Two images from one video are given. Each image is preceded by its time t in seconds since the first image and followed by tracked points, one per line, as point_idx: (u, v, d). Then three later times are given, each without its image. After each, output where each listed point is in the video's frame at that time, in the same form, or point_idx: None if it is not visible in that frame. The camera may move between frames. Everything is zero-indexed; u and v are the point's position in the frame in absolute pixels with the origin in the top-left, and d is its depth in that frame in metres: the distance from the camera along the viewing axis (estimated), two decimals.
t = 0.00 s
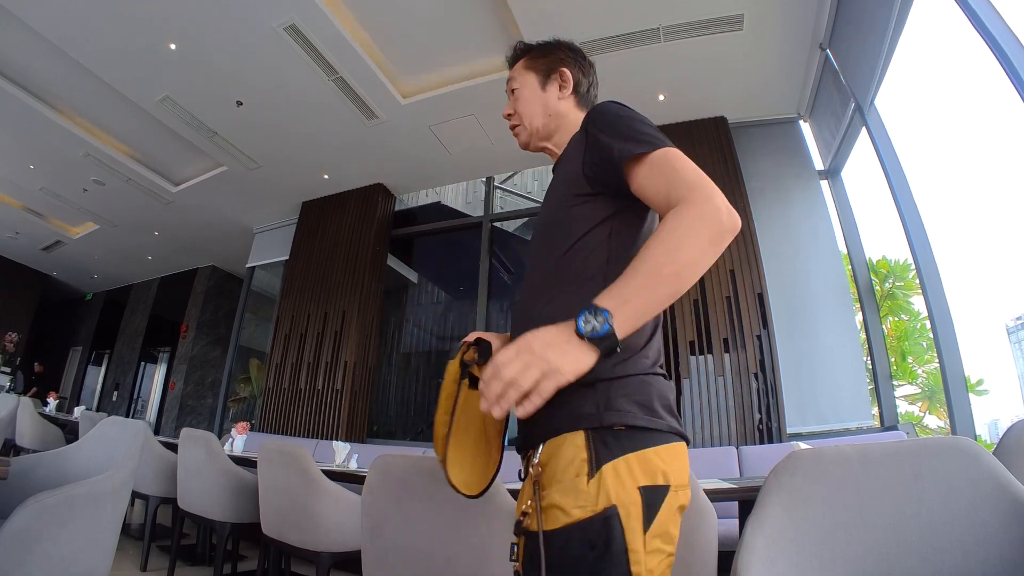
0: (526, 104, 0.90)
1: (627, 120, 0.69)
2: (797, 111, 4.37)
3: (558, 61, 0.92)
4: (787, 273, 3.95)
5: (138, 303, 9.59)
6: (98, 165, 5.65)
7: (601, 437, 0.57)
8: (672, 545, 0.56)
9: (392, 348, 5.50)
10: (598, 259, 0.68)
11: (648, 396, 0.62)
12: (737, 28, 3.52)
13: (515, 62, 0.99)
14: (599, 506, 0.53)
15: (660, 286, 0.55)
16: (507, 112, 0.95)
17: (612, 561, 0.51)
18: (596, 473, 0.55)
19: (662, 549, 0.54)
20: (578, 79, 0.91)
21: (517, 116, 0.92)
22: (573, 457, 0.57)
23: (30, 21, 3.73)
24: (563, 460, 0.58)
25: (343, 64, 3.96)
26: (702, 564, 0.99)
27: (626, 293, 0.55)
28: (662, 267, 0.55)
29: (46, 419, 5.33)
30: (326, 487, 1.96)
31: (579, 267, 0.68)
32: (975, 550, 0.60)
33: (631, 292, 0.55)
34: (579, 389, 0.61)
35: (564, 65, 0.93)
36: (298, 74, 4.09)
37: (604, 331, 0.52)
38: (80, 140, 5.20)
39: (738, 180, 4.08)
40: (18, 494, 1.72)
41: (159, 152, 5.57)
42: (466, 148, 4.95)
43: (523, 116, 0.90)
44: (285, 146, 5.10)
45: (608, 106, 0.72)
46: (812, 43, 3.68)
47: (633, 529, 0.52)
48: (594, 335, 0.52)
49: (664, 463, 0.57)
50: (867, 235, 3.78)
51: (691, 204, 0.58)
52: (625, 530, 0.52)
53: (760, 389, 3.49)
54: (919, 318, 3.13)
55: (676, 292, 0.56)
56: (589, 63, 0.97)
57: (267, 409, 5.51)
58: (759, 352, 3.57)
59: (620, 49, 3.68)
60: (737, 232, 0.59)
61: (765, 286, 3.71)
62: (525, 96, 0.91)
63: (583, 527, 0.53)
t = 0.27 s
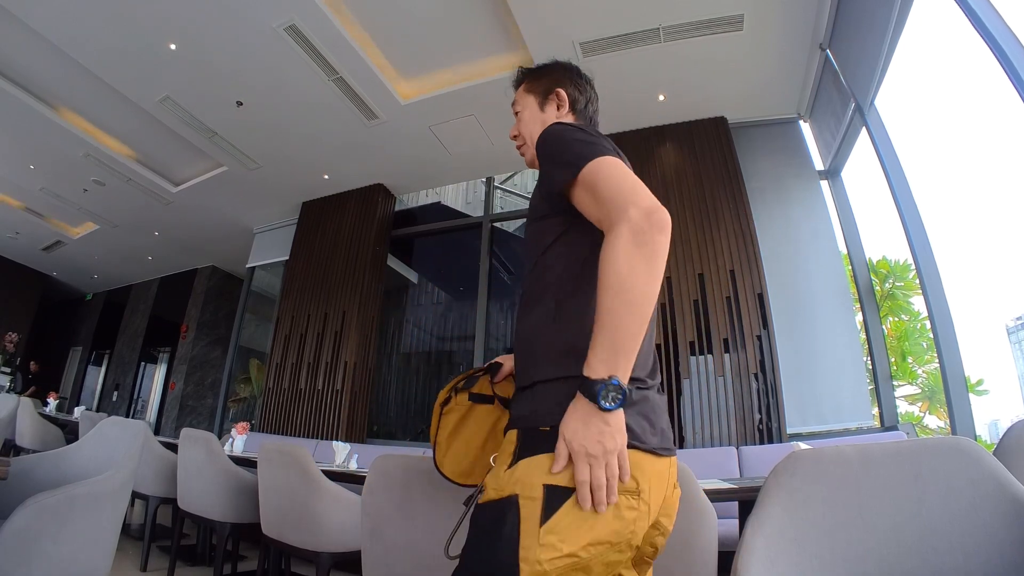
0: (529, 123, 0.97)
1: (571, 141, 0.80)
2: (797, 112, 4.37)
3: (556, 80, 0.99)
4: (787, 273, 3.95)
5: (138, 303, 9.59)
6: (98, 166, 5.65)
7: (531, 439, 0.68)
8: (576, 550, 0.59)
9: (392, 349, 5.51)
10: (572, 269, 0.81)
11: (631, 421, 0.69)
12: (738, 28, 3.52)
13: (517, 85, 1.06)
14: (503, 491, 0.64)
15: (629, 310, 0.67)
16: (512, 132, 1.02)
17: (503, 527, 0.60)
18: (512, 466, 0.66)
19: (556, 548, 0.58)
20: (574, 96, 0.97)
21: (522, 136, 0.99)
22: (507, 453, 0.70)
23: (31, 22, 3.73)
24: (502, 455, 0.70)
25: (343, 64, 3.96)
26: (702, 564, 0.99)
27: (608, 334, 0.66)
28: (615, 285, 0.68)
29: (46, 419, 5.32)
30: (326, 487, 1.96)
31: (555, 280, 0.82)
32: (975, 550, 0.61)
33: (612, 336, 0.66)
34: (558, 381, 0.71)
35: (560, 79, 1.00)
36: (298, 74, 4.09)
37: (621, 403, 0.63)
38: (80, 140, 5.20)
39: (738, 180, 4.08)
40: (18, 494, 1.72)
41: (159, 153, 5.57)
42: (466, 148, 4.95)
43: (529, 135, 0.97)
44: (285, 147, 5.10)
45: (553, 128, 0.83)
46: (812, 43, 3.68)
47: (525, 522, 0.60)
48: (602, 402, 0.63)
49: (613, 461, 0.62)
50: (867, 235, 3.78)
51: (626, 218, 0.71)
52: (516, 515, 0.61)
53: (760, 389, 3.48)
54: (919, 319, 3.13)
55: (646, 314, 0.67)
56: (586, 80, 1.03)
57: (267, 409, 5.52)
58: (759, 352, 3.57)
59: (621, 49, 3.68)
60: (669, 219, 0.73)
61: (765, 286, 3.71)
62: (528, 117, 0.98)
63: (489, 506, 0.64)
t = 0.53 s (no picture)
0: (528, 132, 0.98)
1: (540, 152, 0.86)
2: (797, 111, 4.37)
3: (554, 87, 0.99)
4: (787, 273, 3.95)
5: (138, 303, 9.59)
6: (98, 166, 5.65)
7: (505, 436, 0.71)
8: (540, 543, 0.63)
9: (392, 349, 5.51)
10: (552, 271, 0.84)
11: (608, 423, 0.70)
12: (738, 28, 3.52)
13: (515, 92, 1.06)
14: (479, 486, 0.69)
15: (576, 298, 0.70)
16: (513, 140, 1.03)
17: (475, 517, 0.66)
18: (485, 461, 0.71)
19: (518, 540, 0.62)
20: (572, 102, 0.98)
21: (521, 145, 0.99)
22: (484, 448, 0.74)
23: (31, 22, 3.72)
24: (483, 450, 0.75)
25: (343, 65, 3.96)
26: (702, 563, 0.99)
27: (564, 328, 0.69)
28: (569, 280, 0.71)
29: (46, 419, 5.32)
30: (326, 487, 1.96)
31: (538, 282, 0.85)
32: (975, 551, 0.61)
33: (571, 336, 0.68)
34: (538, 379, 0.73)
35: (556, 85, 1.00)
36: (298, 75, 4.09)
37: (581, 394, 0.65)
38: (80, 140, 5.20)
39: (738, 180, 4.08)
40: (18, 494, 1.71)
41: (159, 153, 5.57)
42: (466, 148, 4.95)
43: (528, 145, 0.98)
44: (285, 147, 5.10)
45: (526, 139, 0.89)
46: (812, 43, 3.69)
47: (493, 513, 0.65)
48: (561, 392, 0.65)
49: (574, 449, 0.64)
50: (867, 235, 3.78)
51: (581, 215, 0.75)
52: (487, 508, 0.65)
53: (760, 389, 3.48)
54: (919, 319, 3.13)
55: (599, 309, 0.69)
56: (584, 85, 1.04)
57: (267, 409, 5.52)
58: (759, 352, 3.57)
59: (621, 49, 3.68)
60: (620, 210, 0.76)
61: (765, 286, 3.71)
62: (526, 125, 0.99)
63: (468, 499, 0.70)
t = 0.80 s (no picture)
0: (528, 131, 0.97)
1: (547, 160, 0.83)
2: (797, 112, 4.37)
3: (552, 86, 1.00)
4: (786, 273, 3.96)
5: (138, 304, 9.59)
6: (98, 166, 5.65)
7: (511, 434, 0.71)
8: (546, 546, 0.61)
9: (392, 349, 5.51)
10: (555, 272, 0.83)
11: (610, 419, 0.70)
12: (738, 28, 3.52)
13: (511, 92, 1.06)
14: (483, 488, 0.68)
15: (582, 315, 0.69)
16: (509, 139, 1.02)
17: (477, 518, 0.66)
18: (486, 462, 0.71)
19: (524, 543, 0.61)
20: (571, 101, 0.98)
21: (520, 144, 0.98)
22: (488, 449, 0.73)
23: (30, 21, 3.72)
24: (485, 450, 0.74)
25: (343, 65, 3.96)
26: (702, 563, 0.99)
27: (568, 338, 0.69)
28: (577, 295, 0.70)
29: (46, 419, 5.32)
30: (326, 487, 1.96)
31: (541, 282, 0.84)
32: (974, 551, 0.61)
33: (573, 346, 0.68)
34: (539, 378, 0.74)
35: (554, 84, 1.00)
36: (298, 75, 4.09)
37: (574, 404, 0.64)
38: (80, 140, 5.20)
39: (738, 180, 4.08)
40: (18, 494, 1.71)
41: (159, 153, 5.57)
42: (466, 149, 4.95)
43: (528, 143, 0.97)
44: (285, 147, 5.10)
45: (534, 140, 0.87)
46: (812, 43, 3.69)
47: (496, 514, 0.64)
48: (554, 400, 0.65)
49: (568, 464, 0.64)
50: (867, 235, 3.78)
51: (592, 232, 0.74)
52: (492, 510, 0.65)
53: (760, 390, 3.48)
54: (919, 319, 3.13)
55: (605, 323, 0.69)
56: (582, 85, 1.04)
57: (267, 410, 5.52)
58: (758, 352, 3.57)
59: (621, 49, 3.68)
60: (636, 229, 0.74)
61: (765, 286, 3.71)
62: (527, 124, 0.98)
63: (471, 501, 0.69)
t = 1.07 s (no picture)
0: (539, 113, 0.92)
1: (594, 145, 0.75)
2: (797, 112, 4.37)
3: (562, 77, 0.97)
4: (786, 273, 3.96)
5: (138, 304, 9.59)
6: (98, 166, 5.65)
7: (552, 431, 0.64)
8: (612, 551, 0.57)
9: (392, 349, 5.51)
10: (584, 260, 0.77)
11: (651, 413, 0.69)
12: (738, 28, 3.52)
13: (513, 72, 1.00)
14: (534, 494, 0.59)
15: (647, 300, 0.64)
16: (513, 117, 0.94)
17: (532, 531, 0.57)
18: (529, 466, 0.62)
19: (592, 549, 0.56)
20: (580, 101, 0.99)
21: (531, 122, 0.92)
22: (523, 448, 0.64)
23: (30, 21, 3.72)
24: (518, 451, 0.65)
25: (343, 65, 3.96)
26: (702, 564, 0.99)
27: (635, 321, 0.64)
28: (643, 278, 0.65)
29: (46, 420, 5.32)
30: (326, 487, 1.96)
31: (567, 267, 0.78)
32: (974, 551, 0.60)
33: (648, 341, 0.64)
34: (589, 375, 0.68)
35: (563, 76, 0.98)
36: (298, 75, 4.09)
37: (645, 393, 0.60)
38: (80, 140, 5.20)
39: (738, 180, 4.08)
40: (18, 494, 1.71)
41: (159, 153, 5.57)
42: (466, 149, 4.95)
43: (540, 125, 0.91)
44: (285, 147, 5.10)
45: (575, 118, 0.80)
46: (812, 43, 3.69)
47: (560, 526, 0.57)
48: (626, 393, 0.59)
49: (632, 459, 0.59)
50: (867, 235, 3.78)
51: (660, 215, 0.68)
52: (553, 519, 0.57)
53: (760, 390, 3.48)
54: (919, 319, 3.13)
55: (675, 320, 0.65)
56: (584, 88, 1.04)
57: (267, 410, 5.52)
58: (758, 352, 3.57)
59: (621, 49, 3.68)
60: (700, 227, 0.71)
61: (765, 286, 3.71)
62: (537, 105, 0.92)
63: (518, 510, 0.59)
